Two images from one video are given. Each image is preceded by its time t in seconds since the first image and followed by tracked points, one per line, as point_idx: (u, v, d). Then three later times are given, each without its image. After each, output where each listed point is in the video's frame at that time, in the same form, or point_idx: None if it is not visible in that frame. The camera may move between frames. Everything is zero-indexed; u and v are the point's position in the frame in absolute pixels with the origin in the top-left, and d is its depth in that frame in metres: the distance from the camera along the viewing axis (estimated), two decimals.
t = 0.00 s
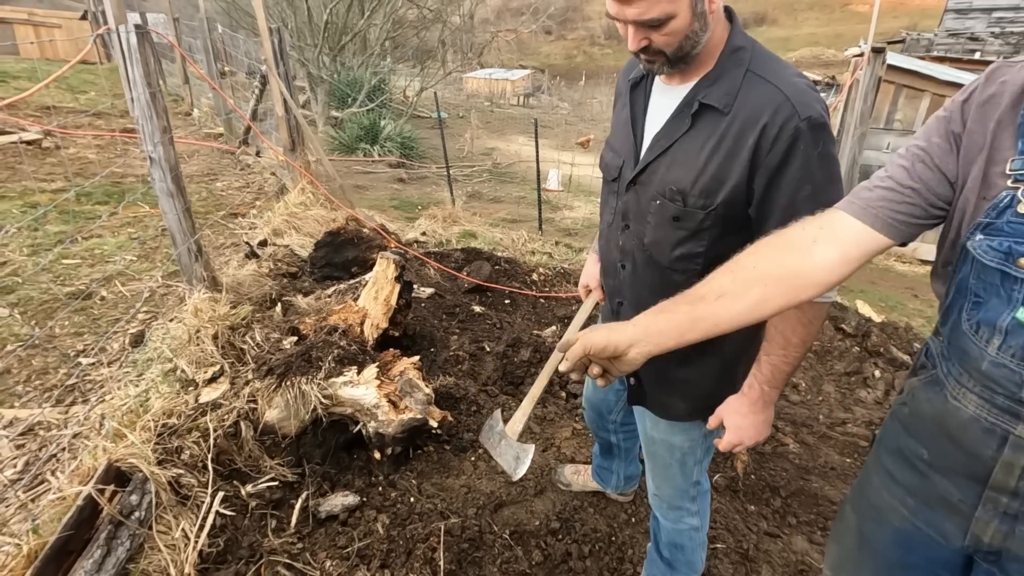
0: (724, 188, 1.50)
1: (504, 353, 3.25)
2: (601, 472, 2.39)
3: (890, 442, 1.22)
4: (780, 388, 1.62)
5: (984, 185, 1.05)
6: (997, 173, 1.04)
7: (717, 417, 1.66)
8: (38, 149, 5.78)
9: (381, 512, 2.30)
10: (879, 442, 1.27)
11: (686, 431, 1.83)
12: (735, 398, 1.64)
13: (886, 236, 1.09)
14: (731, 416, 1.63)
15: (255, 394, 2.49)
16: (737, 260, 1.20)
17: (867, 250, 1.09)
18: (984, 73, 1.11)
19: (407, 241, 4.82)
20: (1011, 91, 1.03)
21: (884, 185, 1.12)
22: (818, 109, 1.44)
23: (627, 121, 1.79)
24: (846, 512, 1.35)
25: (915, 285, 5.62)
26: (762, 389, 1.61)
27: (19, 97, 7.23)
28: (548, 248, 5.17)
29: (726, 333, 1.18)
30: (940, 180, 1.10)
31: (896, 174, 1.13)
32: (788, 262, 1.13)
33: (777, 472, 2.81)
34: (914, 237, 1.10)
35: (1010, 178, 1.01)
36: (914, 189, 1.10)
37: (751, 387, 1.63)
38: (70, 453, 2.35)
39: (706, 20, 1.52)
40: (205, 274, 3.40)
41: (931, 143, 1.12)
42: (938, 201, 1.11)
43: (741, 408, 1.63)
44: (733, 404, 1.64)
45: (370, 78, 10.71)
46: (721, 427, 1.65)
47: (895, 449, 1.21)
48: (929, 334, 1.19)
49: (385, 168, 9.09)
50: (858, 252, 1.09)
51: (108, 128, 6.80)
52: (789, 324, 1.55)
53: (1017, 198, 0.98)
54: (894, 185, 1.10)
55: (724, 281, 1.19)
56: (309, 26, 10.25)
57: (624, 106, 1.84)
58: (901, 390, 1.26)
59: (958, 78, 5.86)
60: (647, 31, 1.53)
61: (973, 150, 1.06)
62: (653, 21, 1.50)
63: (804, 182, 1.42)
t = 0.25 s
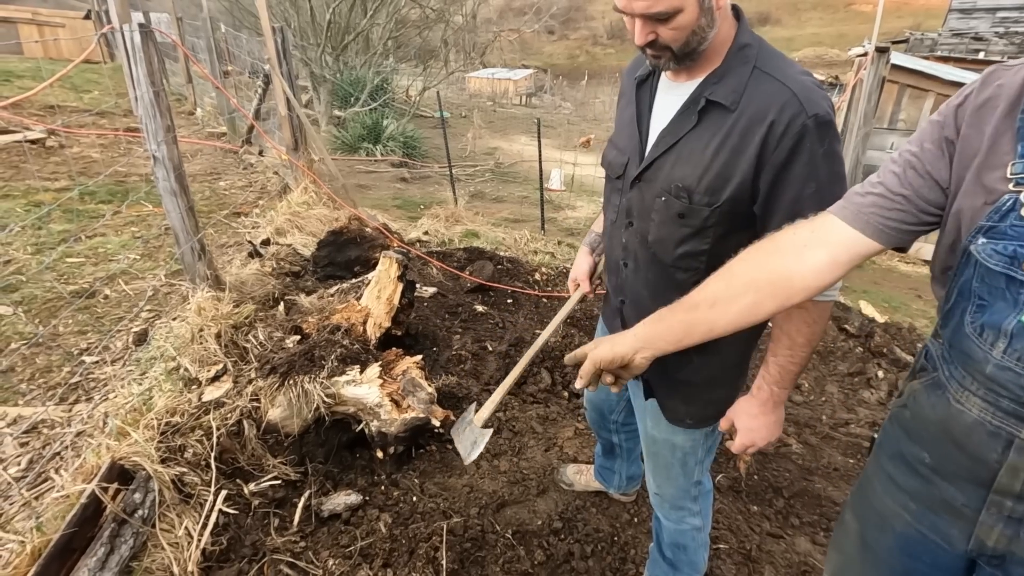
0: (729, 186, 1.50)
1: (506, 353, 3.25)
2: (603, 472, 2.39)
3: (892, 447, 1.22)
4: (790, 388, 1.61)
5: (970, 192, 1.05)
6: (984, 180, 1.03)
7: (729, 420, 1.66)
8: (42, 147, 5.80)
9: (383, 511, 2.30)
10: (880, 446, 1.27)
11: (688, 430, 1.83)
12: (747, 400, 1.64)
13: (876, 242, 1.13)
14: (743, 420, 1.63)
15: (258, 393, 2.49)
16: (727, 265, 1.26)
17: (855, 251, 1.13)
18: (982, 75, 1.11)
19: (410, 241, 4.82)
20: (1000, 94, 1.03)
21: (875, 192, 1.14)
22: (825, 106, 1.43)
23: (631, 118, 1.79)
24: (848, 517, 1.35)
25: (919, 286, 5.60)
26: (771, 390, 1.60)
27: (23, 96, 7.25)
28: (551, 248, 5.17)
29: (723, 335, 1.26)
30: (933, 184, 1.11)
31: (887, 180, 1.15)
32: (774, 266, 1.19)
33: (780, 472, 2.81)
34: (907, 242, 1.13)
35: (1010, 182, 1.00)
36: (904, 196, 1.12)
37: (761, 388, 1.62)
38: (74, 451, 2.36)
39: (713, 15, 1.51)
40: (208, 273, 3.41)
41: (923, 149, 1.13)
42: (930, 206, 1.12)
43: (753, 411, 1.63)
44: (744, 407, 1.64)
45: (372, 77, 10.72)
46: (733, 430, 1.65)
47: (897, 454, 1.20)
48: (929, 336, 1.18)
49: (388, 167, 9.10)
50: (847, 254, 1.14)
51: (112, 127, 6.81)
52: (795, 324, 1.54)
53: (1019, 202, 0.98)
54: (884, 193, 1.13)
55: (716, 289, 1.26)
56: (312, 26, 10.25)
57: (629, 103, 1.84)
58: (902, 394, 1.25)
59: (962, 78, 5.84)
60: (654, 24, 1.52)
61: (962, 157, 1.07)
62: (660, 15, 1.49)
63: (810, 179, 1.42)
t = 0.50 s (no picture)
0: (730, 185, 1.50)
1: (506, 352, 3.24)
2: (603, 471, 2.39)
3: (890, 446, 1.22)
4: (774, 385, 1.61)
5: (955, 190, 1.07)
6: (968, 178, 1.05)
7: (710, 413, 1.67)
8: (43, 147, 5.80)
9: (383, 510, 2.30)
10: (879, 445, 1.27)
11: (687, 429, 1.83)
12: (730, 393, 1.65)
13: (862, 237, 1.16)
14: (724, 413, 1.64)
15: (258, 392, 2.49)
16: (716, 259, 1.30)
17: (837, 248, 1.17)
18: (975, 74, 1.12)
19: (410, 240, 4.82)
20: (990, 94, 1.04)
21: (862, 187, 1.17)
22: (827, 107, 1.44)
23: (633, 114, 1.79)
24: (847, 517, 1.35)
25: (919, 285, 5.60)
26: (755, 386, 1.61)
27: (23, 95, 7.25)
28: (551, 247, 5.17)
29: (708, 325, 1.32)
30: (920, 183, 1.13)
31: (875, 176, 1.17)
32: (758, 262, 1.23)
33: (779, 471, 2.81)
34: (892, 238, 1.16)
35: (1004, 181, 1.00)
36: (890, 192, 1.15)
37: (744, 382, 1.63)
38: (74, 449, 2.36)
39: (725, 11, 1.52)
40: (208, 272, 3.41)
41: (912, 147, 1.15)
42: (915, 203, 1.15)
43: (736, 405, 1.63)
44: (728, 401, 1.64)
45: (373, 77, 10.72)
46: (714, 422, 1.66)
47: (896, 453, 1.20)
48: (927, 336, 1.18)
49: (388, 166, 9.09)
50: (833, 249, 1.18)
51: (112, 126, 6.81)
52: (785, 321, 1.54)
53: (1014, 200, 0.97)
54: (870, 189, 1.15)
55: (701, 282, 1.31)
56: (312, 25, 10.25)
57: (630, 100, 1.83)
58: (900, 393, 1.25)
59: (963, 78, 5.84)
60: (668, 19, 1.51)
61: (949, 155, 1.08)
62: (678, 8, 1.48)
63: (811, 179, 1.43)
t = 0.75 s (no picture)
0: (729, 186, 1.51)
1: (505, 351, 3.25)
2: (602, 471, 2.39)
3: (886, 445, 1.22)
4: (768, 385, 1.62)
5: (959, 185, 1.07)
6: (973, 175, 1.06)
7: (704, 413, 1.67)
8: (41, 146, 5.79)
9: (381, 510, 2.30)
10: (875, 445, 1.26)
11: (684, 427, 1.84)
12: (724, 395, 1.66)
13: (864, 232, 1.17)
14: (717, 414, 1.65)
15: (256, 392, 2.49)
16: (714, 251, 1.31)
17: (836, 241, 1.18)
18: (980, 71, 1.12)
19: (409, 239, 4.82)
20: (996, 91, 1.04)
21: (866, 181, 1.17)
22: (827, 111, 1.45)
23: (633, 112, 1.78)
24: (843, 519, 1.34)
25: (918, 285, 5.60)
26: (749, 386, 1.62)
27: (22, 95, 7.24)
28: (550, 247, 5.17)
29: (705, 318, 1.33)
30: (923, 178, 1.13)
31: (878, 170, 1.17)
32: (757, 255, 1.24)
33: (778, 471, 2.81)
34: (892, 233, 1.17)
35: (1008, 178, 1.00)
36: (894, 186, 1.14)
37: (738, 383, 1.64)
38: (72, 449, 2.36)
39: (740, 14, 1.54)
40: (207, 272, 3.41)
41: (915, 142, 1.14)
42: (917, 199, 1.15)
43: (729, 406, 1.64)
44: (722, 402, 1.65)
45: (372, 77, 10.72)
46: (709, 423, 1.67)
47: (891, 452, 1.20)
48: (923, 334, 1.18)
49: (387, 166, 9.09)
50: (833, 243, 1.18)
51: (111, 126, 6.81)
52: (779, 322, 1.54)
53: (1018, 197, 0.97)
54: (873, 182, 1.15)
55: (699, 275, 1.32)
56: (311, 25, 10.24)
57: (630, 98, 1.83)
58: (896, 393, 1.25)
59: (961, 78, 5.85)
60: (685, 11, 1.52)
61: (954, 150, 1.09)
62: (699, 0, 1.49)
63: (809, 182, 1.44)
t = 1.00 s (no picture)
0: (733, 188, 1.51)
1: (505, 352, 3.24)
2: (602, 472, 2.39)
3: (890, 448, 1.21)
4: (777, 390, 1.62)
5: (963, 190, 1.08)
6: (977, 181, 1.06)
7: (715, 420, 1.67)
8: (42, 147, 5.79)
9: (382, 511, 2.30)
10: (878, 448, 1.26)
11: (684, 428, 1.84)
12: (734, 400, 1.65)
13: (862, 238, 1.18)
14: (729, 421, 1.64)
15: (257, 393, 2.48)
16: (716, 261, 1.31)
17: (838, 246, 1.19)
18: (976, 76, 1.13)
19: (410, 240, 4.82)
20: (998, 96, 1.05)
21: (869, 188, 1.17)
22: (830, 113, 1.46)
23: (634, 111, 1.77)
24: (845, 522, 1.34)
25: (919, 285, 5.59)
26: (760, 391, 1.61)
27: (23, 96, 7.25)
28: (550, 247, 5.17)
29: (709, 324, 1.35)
30: (925, 183, 1.14)
31: (881, 176, 1.17)
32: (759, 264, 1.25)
33: (779, 472, 2.81)
34: (893, 240, 1.17)
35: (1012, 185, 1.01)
36: (896, 194, 1.15)
37: (748, 388, 1.63)
38: (72, 450, 2.36)
39: (752, 16, 1.57)
40: (207, 272, 3.41)
41: (917, 147, 1.15)
42: (919, 206, 1.16)
43: (739, 412, 1.63)
44: (731, 407, 1.64)
45: (372, 77, 10.73)
46: (720, 430, 1.66)
47: (896, 455, 1.20)
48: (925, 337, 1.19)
49: (388, 167, 9.09)
50: (835, 247, 1.19)
51: (112, 126, 6.81)
52: (785, 325, 1.55)
53: None
54: (877, 190, 1.16)
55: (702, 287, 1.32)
56: (312, 25, 10.25)
57: (630, 97, 1.82)
58: (898, 395, 1.25)
59: (962, 78, 5.84)
60: (700, 10, 1.53)
61: (957, 157, 1.09)
62: None
63: (813, 183, 1.45)
